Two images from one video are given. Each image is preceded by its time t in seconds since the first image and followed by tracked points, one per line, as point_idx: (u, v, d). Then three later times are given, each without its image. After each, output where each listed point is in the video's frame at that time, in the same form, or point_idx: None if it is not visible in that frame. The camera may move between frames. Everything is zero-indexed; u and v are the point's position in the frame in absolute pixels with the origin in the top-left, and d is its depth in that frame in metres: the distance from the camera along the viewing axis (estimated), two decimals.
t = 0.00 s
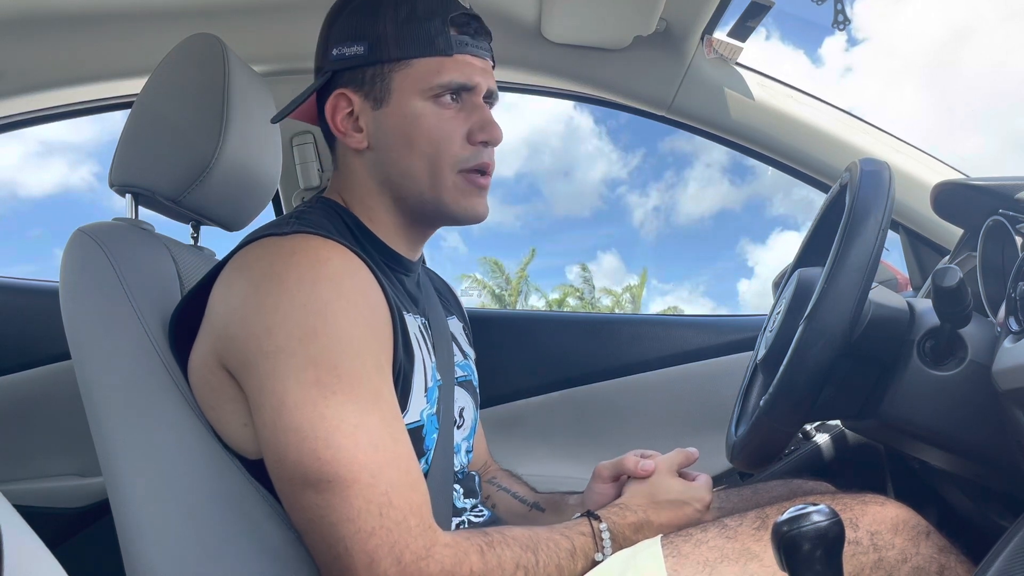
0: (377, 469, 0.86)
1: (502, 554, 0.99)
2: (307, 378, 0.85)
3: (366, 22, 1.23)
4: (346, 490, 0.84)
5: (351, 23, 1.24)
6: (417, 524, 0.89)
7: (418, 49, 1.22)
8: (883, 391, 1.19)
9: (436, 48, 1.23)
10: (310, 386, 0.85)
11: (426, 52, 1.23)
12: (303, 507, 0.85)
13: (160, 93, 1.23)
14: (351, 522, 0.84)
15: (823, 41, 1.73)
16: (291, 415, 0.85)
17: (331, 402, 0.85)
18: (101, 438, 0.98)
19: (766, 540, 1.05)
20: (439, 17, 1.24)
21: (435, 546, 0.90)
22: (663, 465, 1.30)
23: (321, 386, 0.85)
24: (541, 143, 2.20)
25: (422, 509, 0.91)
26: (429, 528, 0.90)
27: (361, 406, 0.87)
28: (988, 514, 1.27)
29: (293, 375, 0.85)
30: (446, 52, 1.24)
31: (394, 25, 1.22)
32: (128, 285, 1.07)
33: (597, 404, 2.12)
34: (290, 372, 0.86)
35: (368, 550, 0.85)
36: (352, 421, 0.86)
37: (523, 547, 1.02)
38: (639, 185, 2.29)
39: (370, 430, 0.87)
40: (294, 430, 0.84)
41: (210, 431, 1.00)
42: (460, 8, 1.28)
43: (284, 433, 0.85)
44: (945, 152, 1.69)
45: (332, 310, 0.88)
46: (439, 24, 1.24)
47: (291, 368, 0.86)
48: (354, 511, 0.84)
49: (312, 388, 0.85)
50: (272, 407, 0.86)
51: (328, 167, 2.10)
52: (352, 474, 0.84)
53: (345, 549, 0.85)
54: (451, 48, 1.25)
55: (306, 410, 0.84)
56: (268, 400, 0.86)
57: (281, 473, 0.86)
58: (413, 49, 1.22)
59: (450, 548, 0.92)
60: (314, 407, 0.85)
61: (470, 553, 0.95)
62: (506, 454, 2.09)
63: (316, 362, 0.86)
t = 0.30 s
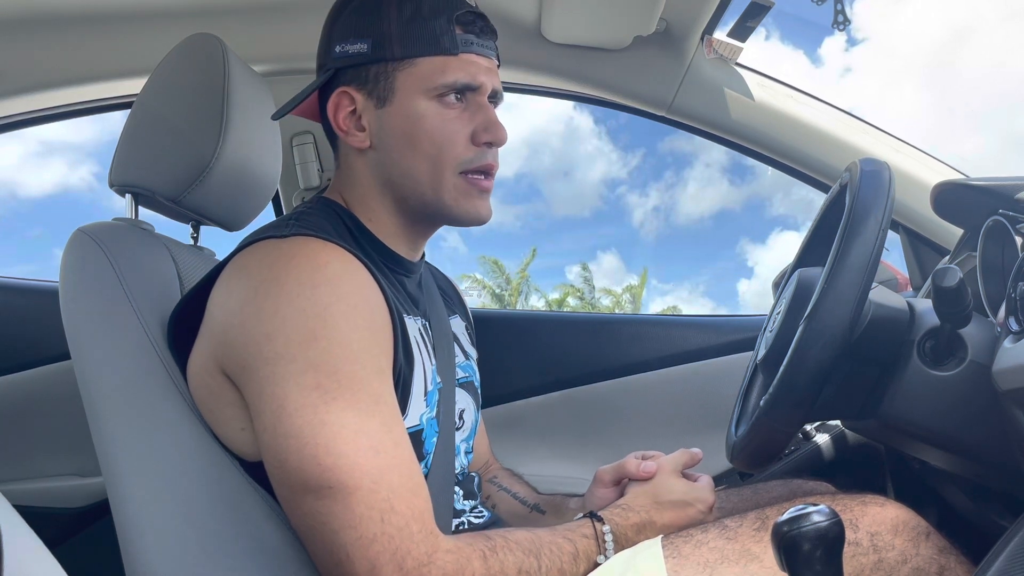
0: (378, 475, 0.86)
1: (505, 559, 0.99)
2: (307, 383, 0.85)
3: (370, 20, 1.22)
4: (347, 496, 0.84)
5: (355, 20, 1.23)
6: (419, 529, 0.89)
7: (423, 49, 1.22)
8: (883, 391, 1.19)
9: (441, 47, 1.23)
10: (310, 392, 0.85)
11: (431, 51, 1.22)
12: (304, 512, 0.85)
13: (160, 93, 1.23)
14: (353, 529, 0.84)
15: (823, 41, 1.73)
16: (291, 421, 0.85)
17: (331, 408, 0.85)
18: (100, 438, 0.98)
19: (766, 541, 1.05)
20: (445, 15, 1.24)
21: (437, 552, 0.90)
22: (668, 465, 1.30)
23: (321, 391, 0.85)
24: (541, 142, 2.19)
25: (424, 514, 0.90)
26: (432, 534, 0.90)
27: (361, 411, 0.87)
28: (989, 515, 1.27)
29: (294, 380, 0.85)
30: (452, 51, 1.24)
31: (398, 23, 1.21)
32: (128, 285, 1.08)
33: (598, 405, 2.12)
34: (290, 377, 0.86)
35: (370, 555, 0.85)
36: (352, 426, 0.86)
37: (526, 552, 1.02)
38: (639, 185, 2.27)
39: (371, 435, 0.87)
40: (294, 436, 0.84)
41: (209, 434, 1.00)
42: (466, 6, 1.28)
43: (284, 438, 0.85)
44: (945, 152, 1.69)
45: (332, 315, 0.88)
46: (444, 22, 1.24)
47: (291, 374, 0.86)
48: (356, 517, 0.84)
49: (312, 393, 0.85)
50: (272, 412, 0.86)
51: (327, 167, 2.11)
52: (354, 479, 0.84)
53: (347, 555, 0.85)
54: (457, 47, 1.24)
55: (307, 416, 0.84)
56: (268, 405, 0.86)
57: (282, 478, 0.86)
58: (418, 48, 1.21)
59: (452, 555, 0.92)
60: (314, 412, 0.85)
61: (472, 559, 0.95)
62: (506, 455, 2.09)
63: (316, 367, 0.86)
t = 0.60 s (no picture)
0: (378, 473, 0.86)
1: (505, 557, 0.99)
2: (307, 382, 0.85)
3: (372, 19, 1.22)
4: (348, 495, 0.84)
5: (357, 19, 1.23)
6: (419, 525, 0.89)
7: (426, 48, 1.22)
8: (882, 392, 1.18)
9: (443, 46, 1.23)
10: (310, 391, 0.85)
11: (433, 50, 1.22)
12: (305, 511, 0.85)
13: (160, 93, 1.23)
14: (352, 527, 0.84)
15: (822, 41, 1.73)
16: (291, 419, 0.85)
17: (331, 406, 0.85)
18: (101, 439, 0.98)
19: (766, 541, 1.05)
20: (447, 14, 1.24)
21: (437, 549, 0.90)
22: (670, 465, 1.30)
23: (321, 390, 0.85)
24: (541, 142, 2.19)
25: (425, 512, 0.91)
26: (432, 531, 0.91)
27: (362, 409, 0.87)
28: (989, 514, 1.27)
29: (293, 379, 0.85)
30: (454, 50, 1.24)
31: (401, 22, 1.21)
32: (128, 285, 1.08)
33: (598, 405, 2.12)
34: (290, 376, 0.86)
35: (370, 554, 0.85)
36: (352, 425, 0.86)
37: (526, 550, 1.02)
38: (639, 185, 2.28)
39: (371, 433, 0.87)
40: (294, 434, 0.84)
41: (209, 433, 1.00)
42: (467, 6, 1.28)
43: (285, 437, 0.85)
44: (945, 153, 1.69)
45: (332, 314, 0.88)
46: (446, 22, 1.24)
47: (291, 372, 0.86)
48: (356, 516, 0.84)
49: (312, 392, 0.85)
50: (272, 411, 0.86)
51: (327, 167, 2.11)
52: (354, 478, 0.84)
53: (347, 553, 0.85)
54: (459, 46, 1.25)
55: (307, 415, 0.84)
56: (268, 404, 0.86)
57: (282, 477, 0.86)
58: (420, 47, 1.21)
59: (452, 552, 0.92)
60: (315, 411, 0.85)
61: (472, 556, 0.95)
62: (506, 454, 2.08)
63: (316, 366, 0.86)
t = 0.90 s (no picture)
0: (379, 472, 0.86)
1: (505, 559, 0.99)
2: (309, 381, 0.85)
3: (424, 18, 1.20)
4: (349, 494, 0.84)
5: (408, 13, 1.19)
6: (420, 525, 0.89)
7: (473, 56, 1.24)
8: (882, 392, 1.18)
9: (485, 58, 1.27)
10: (312, 389, 0.85)
11: (478, 59, 1.25)
12: (306, 511, 0.86)
13: (160, 93, 1.23)
14: (354, 527, 0.84)
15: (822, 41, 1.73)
16: (293, 418, 0.85)
17: (333, 405, 0.85)
18: (101, 439, 0.98)
19: (766, 541, 1.05)
20: (483, 30, 1.29)
21: (438, 550, 0.90)
22: (672, 466, 1.29)
23: (323, 389, 0.85)
24: (541, 142, 2.18)
25: (426, 512, 0.90)
26: (433, 533, 0.90)
27: (364, 409, 0.87)
28: (989, 515, 1.27)
29: (295, 378, 0.85)
30: (491, 63, 1.28)
31: (452, 28, 1.22)
32: (128, 285, 1.07)
33: (598, 405, 2.12)
34: (292, 375, 0.86)
35: (372, 553, 0.85)
36: (354, 424, 0.85)
37: (526, 551, 1.02)
38: (638, 185, 2.27)
39: (373, 433, 0.87)
40: (296, 433, 0.84)
41: (209, 434, 0.99)
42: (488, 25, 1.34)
43: (287, 436, 0.85)
44: (946, 152, 1.69)
45: (334, 313, 0.88)
46: (485, 36, 1.28)
47: (293, 371, 0.86)
48: (357, 515, 0.84)
49: (314, 391, 0.85)
50: (274, 411, 0.86)
51: (327, 167, 2.11)
52: (356, 477, 0.84)
53: (348, 554, 0.85)
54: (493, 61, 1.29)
55: (308, 414, 0.84)
56: (269, 404, 0.86)
57: (284, 477, 0.86)
58: (469, 54, 1.24)
59: (453, 552, 0.92)
60: (316, 410, 0.84)
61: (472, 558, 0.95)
62: (506, 454, 2.08)
63: (318, 365, 0.86)
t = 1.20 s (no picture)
0: (380, 464, 0.86)
1: (504, 550, 0.99)
2: (311, 372, 0.85)
3: (437, 27, 1.21)
4: (351, 485, 0.84)
5: (421, 21, 1.20)
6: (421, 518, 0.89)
7: (480, 68, 1.25)
8: (882, 391, 1.19)
9: (490, 72, 1.28)
10: (314, 381, 0.85)
11: (484, 73, 1.26)
12: (308, 501, 0.86)
13: (160, 93, 1.23)
14: (355, 518, 0.85)
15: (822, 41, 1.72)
16: (295, 409, 0.85)
17: (335, 397, 0.85)
18: (101, 438, 0.98)
19: (766, 540, 1.05)
20: (491, 45, 1.30)
21: (437, 541, 0.90)
22: (674, 467, 1.30)
23: (325, 380, 0.85)
24: (541, 141, 2.17)
25: (425, 504, 0.90)
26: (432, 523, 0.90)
27: (365, 401, 0.87)
28: (988, 514, 1.27)
29: (298, 369, 0.85)
30: (496, 78, 1.29)
31: (463, 40, 1.23)
32: (129, 285, 1.08)
33: (598, 404, 2.12)
34: (294, 366, 0.86)
35: (372, 545, 0.85)
36: (356, 416, 0.85)
37: (525, 544, 1.02)
38: (638, 185, 2.25)
39: (374, 426, 0.87)
40: (298, 424, 0.84)
41: (210, 431, 1.00)
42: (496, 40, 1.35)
43: (289, 427, 0.85)
44: (945, 153, 1.70)
45: (337, 306, 0.88)
46: (493, 52, 1.29)
47: (296, 363, 0.86)
48: (357, 505, 0.85)
49: (317, 382, 0.85)
50: (276, 402, 0.86)
51: (327, 167, 2.11)
52: (358, 469, 0.84)
53: (348, 544, 0.85)
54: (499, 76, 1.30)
55: (311, 405, 0.84)
56: (272, 396, 0.86)
57: (286, 468, 0.86)
58: (476, 67, 1.25)
59: (453, 545, 0.92)
60: (319, 401, 0.84)
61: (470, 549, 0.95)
62: (506, 454, 2.09)
63: (321, 357, 0.86)
